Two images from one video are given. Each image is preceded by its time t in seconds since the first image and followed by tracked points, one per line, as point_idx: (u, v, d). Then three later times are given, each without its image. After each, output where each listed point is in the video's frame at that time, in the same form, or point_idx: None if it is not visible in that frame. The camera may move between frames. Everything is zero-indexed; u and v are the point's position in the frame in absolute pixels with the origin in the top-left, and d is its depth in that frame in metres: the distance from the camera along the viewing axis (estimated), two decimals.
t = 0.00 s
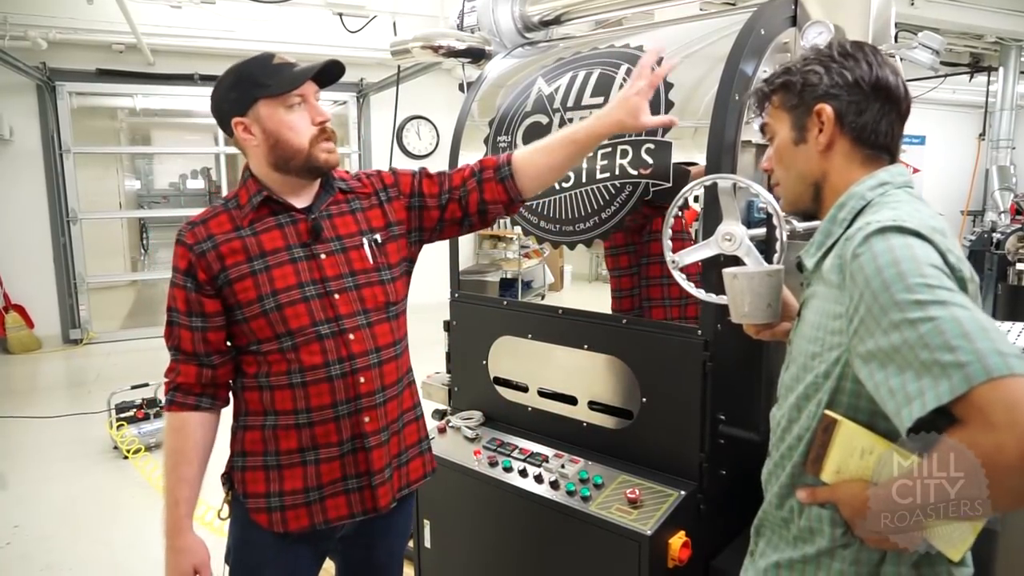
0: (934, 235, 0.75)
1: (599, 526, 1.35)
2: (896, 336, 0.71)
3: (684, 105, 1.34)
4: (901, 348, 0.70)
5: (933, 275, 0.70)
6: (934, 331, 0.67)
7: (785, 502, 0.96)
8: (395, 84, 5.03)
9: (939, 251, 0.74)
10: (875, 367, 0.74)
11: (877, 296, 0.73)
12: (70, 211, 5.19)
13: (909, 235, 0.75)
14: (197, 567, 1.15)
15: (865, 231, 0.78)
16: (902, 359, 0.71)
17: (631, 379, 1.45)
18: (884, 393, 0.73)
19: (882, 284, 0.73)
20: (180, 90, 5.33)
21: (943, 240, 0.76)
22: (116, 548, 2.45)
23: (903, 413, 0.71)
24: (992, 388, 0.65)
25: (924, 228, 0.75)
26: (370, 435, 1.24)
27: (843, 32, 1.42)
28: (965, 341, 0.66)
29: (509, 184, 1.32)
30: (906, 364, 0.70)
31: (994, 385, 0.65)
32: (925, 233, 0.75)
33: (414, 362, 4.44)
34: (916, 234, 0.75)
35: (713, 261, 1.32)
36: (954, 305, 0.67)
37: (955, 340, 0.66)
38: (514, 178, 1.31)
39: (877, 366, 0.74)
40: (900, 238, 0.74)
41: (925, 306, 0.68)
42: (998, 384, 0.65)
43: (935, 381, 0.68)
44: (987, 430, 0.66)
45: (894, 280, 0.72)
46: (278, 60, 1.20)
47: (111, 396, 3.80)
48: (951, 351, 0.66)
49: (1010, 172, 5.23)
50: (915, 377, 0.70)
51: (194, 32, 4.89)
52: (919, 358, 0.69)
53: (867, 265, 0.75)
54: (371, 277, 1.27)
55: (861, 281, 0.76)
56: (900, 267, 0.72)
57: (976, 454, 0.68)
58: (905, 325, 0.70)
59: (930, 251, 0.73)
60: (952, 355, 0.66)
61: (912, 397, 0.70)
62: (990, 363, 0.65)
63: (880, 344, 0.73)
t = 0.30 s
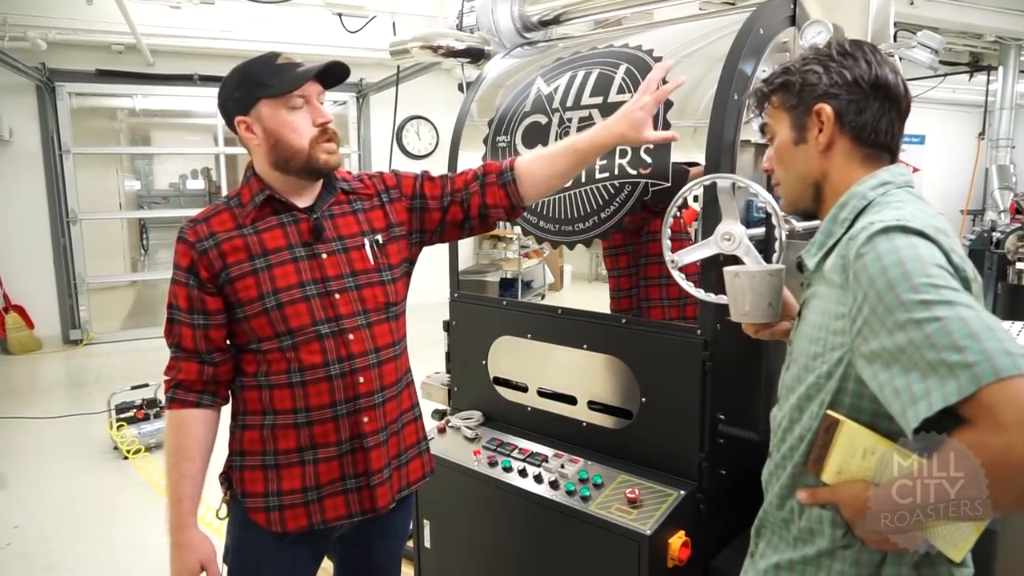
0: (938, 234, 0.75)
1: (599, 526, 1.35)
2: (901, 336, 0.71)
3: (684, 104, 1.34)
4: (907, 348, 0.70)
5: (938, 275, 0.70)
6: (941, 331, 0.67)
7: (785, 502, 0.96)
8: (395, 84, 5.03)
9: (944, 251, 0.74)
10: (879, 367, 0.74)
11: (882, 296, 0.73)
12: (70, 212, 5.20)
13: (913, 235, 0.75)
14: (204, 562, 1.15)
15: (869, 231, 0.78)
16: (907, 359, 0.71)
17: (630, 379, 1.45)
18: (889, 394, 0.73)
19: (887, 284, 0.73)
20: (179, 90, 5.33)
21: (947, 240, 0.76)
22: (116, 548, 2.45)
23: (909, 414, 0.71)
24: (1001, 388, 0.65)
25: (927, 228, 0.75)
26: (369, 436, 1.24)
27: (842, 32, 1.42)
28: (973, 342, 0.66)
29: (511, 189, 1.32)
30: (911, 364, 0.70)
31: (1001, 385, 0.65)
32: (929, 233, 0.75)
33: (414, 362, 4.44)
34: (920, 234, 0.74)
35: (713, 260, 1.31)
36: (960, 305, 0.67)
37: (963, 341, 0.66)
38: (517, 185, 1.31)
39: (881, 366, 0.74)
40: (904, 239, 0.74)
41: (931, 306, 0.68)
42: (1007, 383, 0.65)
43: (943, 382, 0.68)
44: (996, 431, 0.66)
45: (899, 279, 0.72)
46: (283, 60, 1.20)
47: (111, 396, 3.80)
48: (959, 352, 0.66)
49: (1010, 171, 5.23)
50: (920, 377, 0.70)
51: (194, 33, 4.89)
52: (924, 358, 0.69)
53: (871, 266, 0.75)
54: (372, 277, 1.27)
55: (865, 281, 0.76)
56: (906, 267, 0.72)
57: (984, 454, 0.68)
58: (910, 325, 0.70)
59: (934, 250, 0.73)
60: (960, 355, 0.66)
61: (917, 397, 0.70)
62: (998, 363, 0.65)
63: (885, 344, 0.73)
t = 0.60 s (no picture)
0: (935, 235, 0.75)
1: (599, 526, 1.35)
2: (899, 337, 0.71)
3: (684, 104, 1.34)
4: (904, 350, 0.70)
5: (935, 276, 0.70)
6: (938, 333, 0.67)
7: (785, 503, 0.96)
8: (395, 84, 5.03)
9: (941, 252, 0.74)
10: (877, 369, 0.74)
11: (879, 297, 0.73)
12: (70, 212, 5.19)
13: (910, 236, 0.74)
14: (232, 544, 1.11)
15: (867, 232, 0.78)
16: (904, 361, 0.71)
17: (630, 379, 1.45)
18: (887, 395, 0.73)
19: (884, 285, 0.73)
20: (179, 90, 5.32)
21: (945, 241, 0.76)
22: (117, 548, 2.45)
23: (906, 415, 0.71)
24: (998, 390, 0.65)
25: (925, 229, 0.75)
26: (367, 438, 1.25)
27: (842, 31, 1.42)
28: (969, 344, 0.66)
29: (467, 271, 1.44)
30: (909, 366, 0.70)
31: (998, 388, 0.65)
32: (927, 234, 0.75)
33: (415, 362, 4.45)
34: (918, 235, 0.75)
35: (714, 260, 1.31)
36: (957, 307, 0.67)
37: (959, 343, 0.66)
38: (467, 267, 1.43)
39: (879, 368, 0.74)
40: (901, 240, 0.74)
41: (929, 308, 0.68)
42: (1004, 385, 0.65)
43: (940, 384, 0.68)
44: (995, 434, 0.66)
45: (896, 281, 0.72)
46: (273, 62, 1.19)
47: (111, 396, 3.80)
48: (955, 353, 0.66)
49: (1010, 171, 5.23)
50: (918, 380, 0.70)
51: (194, 33, 4.90)
52: (921, 360, 0.69)
53: (869, 267, 0.75)
54: (375, 281, 1.30)
55: (863, 283, 0.76)
56: (902, 268, 0.72)
57: (982, 455, 0.68)
58: (908, 327, 0.70)
59: (932, 251, 0.73)
60: (957, 357, 0.66)
61: (915, 399, 0.70)
62: (994, 365, 0.65)
63: (882, 345, 0.73)
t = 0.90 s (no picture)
0: (938, 237, 0.75)
1: (599, 526, 1.35)
2: (902, 340, 0.71)
3: (684, 105, 1.34)
4: (907, 352, 0.70)
5: (939, 278, 0.70)
6: (943, 335, 0.67)
7: (785, 504, 0.97)
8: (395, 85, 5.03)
9: (944, 254, 0.74)
10: (879, 371, 0.74)
11: (883, 300, 0.73)
12: (70, 212, 5.20)
13: (913, 238, 0.75)
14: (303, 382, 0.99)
15: (869, 233, 0.78)
16: (908, 363, 0.71)
17: (629, 380, 1.46)
18: (889, 398, 0.73)
19: (888, 287, 0.73)
20: (179, 91, 5.32)
21: (947, 243, 0.76)
22: (117, 548, 2.46)
23: (910, 418, 0.71)
24: (1003, 394, 0.65)
25: (927, 231, 0.76)
26: (364, 436, 1.30)
27: (843, 33, 1.42)
28: (974, 346, 0.66)
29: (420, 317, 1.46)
30: (912, 369, 0.71)
31: (1003, 392, 0.65)
32: (930, 235, 0.75)
33: (415, 362, 4.45)
34: (920, 237, 0.75)
35: (713, 261, 1.31)
36: (961, 310, 0.67)
37: (964, 345, 0.66)
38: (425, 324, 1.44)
39: (881, 370, 0.74)
40: (905, 242, 0.74)
41: (932, 310, 0.69)
42: (1008, 389, 0.65)
43: (944, 387, 0.68)
44: (998, 435, 0.66)
45: (901, 283, 0.72)
46: (292, 64, 1.24)
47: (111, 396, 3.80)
48: (960, 357, 0.66)
49: (1010, 172, 5.23)
50: (922, 382, 0.70)
51: (194, 34, 4.90)
52: (926, 362, 0.69)
53: (872, 269, 0.75)
54: (379, 284, 1.35)
55: (866, 284, 0.76)
56: (906, 270, 0.72)
57: (985, 457, 0.68)
58: (912, 329, 0.70)
59: (935, 253, 0.73)
60: (962, 360, 0.66)
61: (919, 402, 0.70)
62: (999, 369, 0.65)
63: (886, 347, 0.73)
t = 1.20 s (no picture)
0: (934, 237, 0.76)
1: (598, 526, 1.35)
2: (898, 340, 0.71)
3: (684, 106, 1.34)
4: (903, 352, 0.71)
5: (935, 278, 0.70)
6: (937, 336, 0.68)
7: (784, 505, 0.97)
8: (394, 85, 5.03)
9: (940, 254, 0.74)
10: (876, 371, 0.75)
11: (878, 300, 0.73)
12: (70, 213, 5.20)
13: (909, 238, 0.75)
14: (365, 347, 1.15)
15: (865, 234, 0.78)
16: (904, 364, 0.71)
17: (629, 379, 1.46)
18: (885, 398, 0.73)
19: (884, 288, 0.73)
20: (179, 92, 5.32)
21: (943, 243, 0.76)
22: (117, 548, 2.46)
23: (905, 418, 0.71)
24: (997, 394, 0.65)
25: (923, 231, 0.76)
26: (363, 433, 1.30)
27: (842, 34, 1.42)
28: (969, 347, 0.66)
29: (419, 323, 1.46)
30: (908, 369, 0.71)
31: (998, 392, 0.65)
32: (926, 236, 0.75)
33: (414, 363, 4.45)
34: (916, 237, 0.75)
35: (713, 262, 1.31)
36: (957, 310, 0.67)
37: (959, 346, 0.66)
38: (420, 331, 1.42)
39: (878, 370, 0.74)
40: (901, 242, 0.74)
41: (928, 311, 0.69)
42: (1002, 390, 0.65)
43: (939, 387, 0.68)
44: (992, 436, 0.66)
45: (896, 284, 0.72)
46: (301, 64, 1.26)
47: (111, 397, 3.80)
48: (955, 357, 0.66)
49: (1010, 172, 5.22)
50: (917, 383, 0.70)
51: (194, 35, 4.90)
52: (921, 363, 0.69)
53: (868, 269, 0.75)
54: (380, 282, 1.36)
55: (862, 285, 0.76)
56: (902, 271, 0.72)
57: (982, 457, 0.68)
58: (907, 330, 0.70)
59: (931, 253, 0.73)
60: (957, 361, 0.66)
61: (914, 402, 0.70)
62: (994, 369, 0.65)
63: (882, 348, 0.73)
